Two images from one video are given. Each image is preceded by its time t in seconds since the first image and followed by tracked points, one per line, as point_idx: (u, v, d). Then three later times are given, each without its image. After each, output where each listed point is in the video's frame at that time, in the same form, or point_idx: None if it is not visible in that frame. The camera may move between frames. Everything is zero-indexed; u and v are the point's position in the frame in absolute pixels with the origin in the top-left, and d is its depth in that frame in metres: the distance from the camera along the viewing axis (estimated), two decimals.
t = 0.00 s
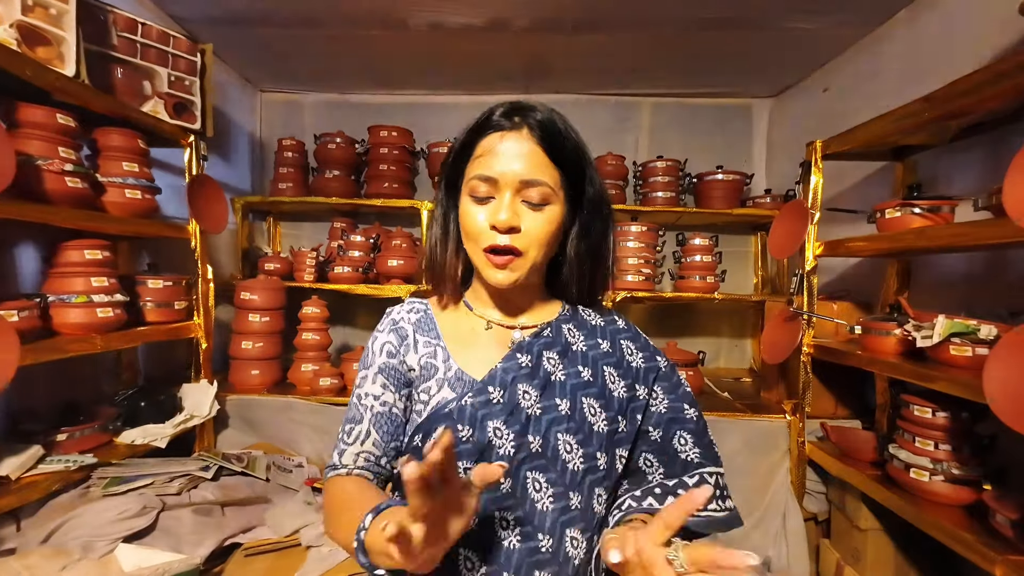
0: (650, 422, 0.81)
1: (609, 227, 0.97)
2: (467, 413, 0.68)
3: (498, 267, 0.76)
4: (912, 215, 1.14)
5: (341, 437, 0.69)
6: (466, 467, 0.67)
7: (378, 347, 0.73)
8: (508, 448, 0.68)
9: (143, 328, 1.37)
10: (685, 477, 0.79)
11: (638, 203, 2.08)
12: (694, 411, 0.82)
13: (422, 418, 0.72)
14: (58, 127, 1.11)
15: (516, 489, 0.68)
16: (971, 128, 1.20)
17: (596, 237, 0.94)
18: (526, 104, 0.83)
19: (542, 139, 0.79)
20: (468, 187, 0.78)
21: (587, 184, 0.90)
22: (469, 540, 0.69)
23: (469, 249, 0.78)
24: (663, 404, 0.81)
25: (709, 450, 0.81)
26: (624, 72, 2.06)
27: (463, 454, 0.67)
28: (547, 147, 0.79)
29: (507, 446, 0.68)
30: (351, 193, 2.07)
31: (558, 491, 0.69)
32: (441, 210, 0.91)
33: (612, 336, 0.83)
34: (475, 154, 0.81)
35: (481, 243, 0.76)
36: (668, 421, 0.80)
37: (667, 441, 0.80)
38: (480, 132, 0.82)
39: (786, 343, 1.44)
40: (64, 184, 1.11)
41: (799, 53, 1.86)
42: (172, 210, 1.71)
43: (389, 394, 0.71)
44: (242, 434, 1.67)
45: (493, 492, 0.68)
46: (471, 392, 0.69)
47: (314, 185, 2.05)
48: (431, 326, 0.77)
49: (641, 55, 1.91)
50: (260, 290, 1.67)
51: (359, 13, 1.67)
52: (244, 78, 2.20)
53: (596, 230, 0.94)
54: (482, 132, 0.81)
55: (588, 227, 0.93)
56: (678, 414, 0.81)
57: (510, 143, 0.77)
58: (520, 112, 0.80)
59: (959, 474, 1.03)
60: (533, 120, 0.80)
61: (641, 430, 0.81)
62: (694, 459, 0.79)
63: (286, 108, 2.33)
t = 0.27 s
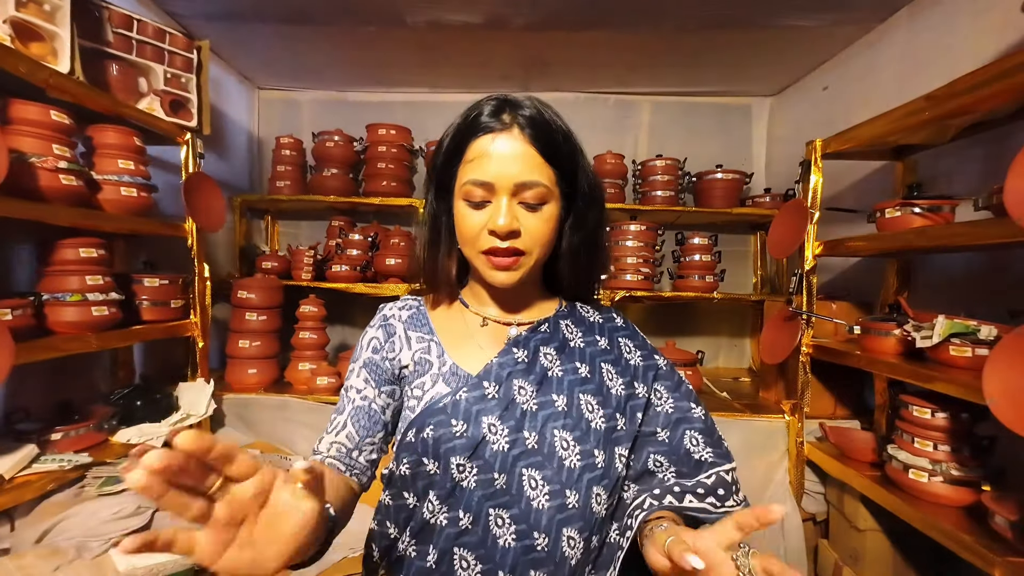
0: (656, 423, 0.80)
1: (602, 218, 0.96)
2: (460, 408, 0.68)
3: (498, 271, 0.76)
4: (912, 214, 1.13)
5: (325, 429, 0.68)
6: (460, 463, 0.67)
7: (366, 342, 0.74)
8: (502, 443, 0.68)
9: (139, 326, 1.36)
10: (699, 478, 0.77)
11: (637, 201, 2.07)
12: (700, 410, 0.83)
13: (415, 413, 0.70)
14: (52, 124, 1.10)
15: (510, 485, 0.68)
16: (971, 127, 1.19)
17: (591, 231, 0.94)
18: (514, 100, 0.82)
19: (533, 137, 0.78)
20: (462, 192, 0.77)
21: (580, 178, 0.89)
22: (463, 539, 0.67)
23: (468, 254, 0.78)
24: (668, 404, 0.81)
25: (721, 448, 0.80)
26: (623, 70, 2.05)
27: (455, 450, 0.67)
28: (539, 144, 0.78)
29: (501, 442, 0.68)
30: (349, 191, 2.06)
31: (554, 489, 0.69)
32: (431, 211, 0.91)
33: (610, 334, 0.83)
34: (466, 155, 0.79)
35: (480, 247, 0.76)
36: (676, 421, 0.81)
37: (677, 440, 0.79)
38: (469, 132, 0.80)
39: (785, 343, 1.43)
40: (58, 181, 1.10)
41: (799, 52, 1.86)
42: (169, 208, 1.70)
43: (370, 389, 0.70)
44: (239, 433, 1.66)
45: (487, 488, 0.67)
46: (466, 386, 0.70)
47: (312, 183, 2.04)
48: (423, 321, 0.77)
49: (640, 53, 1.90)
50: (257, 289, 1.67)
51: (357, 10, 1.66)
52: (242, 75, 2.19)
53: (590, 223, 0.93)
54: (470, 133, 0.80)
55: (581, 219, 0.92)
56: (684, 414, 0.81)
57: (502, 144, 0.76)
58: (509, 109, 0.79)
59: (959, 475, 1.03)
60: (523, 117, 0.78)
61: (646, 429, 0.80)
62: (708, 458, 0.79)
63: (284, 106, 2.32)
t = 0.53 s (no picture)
0: (651, 431, 0.79)
1: (605, 218, 0.94)
2: (453, 412, 0.67)
3: (494, 273, 0.76)
4: (914, 212, 1.13)
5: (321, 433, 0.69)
6: (452, 468, 0.67)
7: (362, 343, 0.73)
8: (496, 450, 0.68)
9: (136, 324, 1.35)
10: (693, 493, 0.78)
11: (637, 199, 2.07)
12: (698, 420, 0.81)
13: (409, 417, 0.70)
14: (47, 120, 1.09)
15: (503, 492, 0.68)
16: (974, 125, 1.19)
17: (592, 230, 0.92)
18: (515, 94, 0.79)
19: (533, 135, 0.75)
20: (458, 190, 0.76)
21: (583, 176, 0.87)
22: (455, 546, 0.67)
23: (463, 254, 0.77)
24: (664, 412, 0.79)
25: (716, 463, 0.80)
26: (623, 67, 2.04)
27: (447, 456, 0.67)
28: (540, 142, 0.76)
29: (495, 448, 0.68)
30: (348, 188, 2.05)
31: (548, 498, 0.68)
32: (427, 206, 0.89)
33: (612, 335, 0.81)
34: (463, 151, 0.78)
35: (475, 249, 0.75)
36: (670, 431, 0.79)
37: (672, 452, 0.78)
38: (467, 128, 0.78)
39: (785, 343, 1.43)
40: (53, 177, 1.10)
41: (800, 49, 1.85)
42: (166, 204, 1.69)
43: (368, 391, 0.70)
44: (237, 431, 1.65)
45: (479, 496, 0.67)
46: (459, 390, 0.68)
47: (311, 181, 2.03)
48: (419, 322, 0.75)
49: (640, 50, 1.89)
50: (255, 286, 1.66)
51: (356, 6, 1.65)
52: (240, 72, 2.17)
53: (591, 223, 0.92)
54: (468, 128, 0.77)
55: (582, 220, 0.91)
56: (681, 423, 0.79)
57: (500, 141, 0.74)
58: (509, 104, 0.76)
59: (959, 475, 1.02)
60: (523, 113, 0.76)
61: (642, 437, 0.79)
62: (701, 474, 0.79)
63: (283, 102, 2.31)
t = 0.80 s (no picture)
0: (648, 439, 0.77)
1: (607, 226, 0.92)
2: (444, 433, 0.66)
3: (483, 286, 0.75)
4: (917, 212, 1.12)
5: (312, 452, 0.68)
6: (445, 490, 0.67)
7: (355, 356, 0.72)
8: (489, 471, 0.67)
9: (136, 322, 1.34)
10: (693, 508, 0.75)
11: (638, 198, 2.06)
12: (698, 428, 0.78)
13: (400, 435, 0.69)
14: (46, 117, 1.08)
15: (498, 513, 0.68)
16: (978, 124, 1.18)
17: (592, 237, 0.90)
18: (513, 91, 0.78)
19: (529, 135, 0.74)
20: (448, 194, 0.75)
21: (583, 182, 0.85)
22: (450, 566, 0.68)
23: (452, 262, 0.77)
24: (662, 418, 0.78)
25: (720, 473, 0.77)
26: (625, 64, 2.03)
27: (439, 478, 0.66)
28: (536, 143, 0.75)
29: (488, 470, 0.67)
30: (348, 186, 2.04)
31: (544, 518, 0.68)
32: (417, 209, 0.89)
33: (610, 340, 0.81)
34: (456, 149, 0.77)
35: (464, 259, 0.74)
36: (668, 438, 0.77)
37: (669, 463, 0.76)
38: (462, 126, 0.77)
39: (787, 343, 1.42)
40: (53, 175, 1.09)
41: (803, 47, 1.84)
42: (165, 202, 1.68)
43: (366, 405, 0.70)
44: (237, 430, 1.65)
45: (474, 518, 0.67)
46: (450, 409, 0.68)
47: (310, 178, 2.02)
48: (410, 333, 0.76)
49: (642, 48, 1.89)
50: (255, 284, 1.65)
51: (357, 2, 1.63)
52: (240, 69, 2.16)
53: (591, 230, 0.90)
54: (463, 127, 0.77)
55: (582, 227, 0.89)
56: (678, 431, 0.78)
57: (495, 141, 0.73)
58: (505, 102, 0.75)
59: (961, 475, 1.02)
60: (519, 112, 0.75)
61: (639, 445, 0.77)
62: (703, 487, 0.76)
63: (283, 100, 2.30)
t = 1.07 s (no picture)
0: (637, 445, 0.75)
1: (605, 230, 0.91)
2: (435, 446, 0.66)
3: (471, 268, 0.72)
4: (921, 210, 1.12)
5: (313, 467, 0.69)
6: (438, 504, 0.66)
7: (349, 367, 0.74)
8: (481, 485, 0.66)
9: (138, 319, 1.34)
10: (680, 523, 0.72)
11: (640, 196, 2.06)
12: (690, 436, 0.76)
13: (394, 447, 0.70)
14: (48, 113, 1.08)
15: (493, 528, 0.67)
16: (983, 122, 1.18)
17: (588, 239, 0.88)
18: (514, 86, 0.81)
19: (528, 122, 0.77)
20: (443, 175, 0.75)
21: (580, 183, 0.86)
22: None
23: (442, 249, 0.74)
24: (654, 425, 0.76)
25: (714, 489, 0.74)
26: (627, 62, 2.02)
27: (432, 492, 0.66)
28: (534, 130, 0.77)
29: (481, 484, 0.67)
30: (349, 184, 2.04)
31: (540, 532, 0.67)
32: (411, 206, 0.87)
33: (607, 345, 0.81)
34: (455, 136, 0.78)
35: (454, 242, 0.72)
36: (659, 445, 0.75)
37: (658, 471, 0.73)
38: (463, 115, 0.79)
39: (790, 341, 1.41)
40: (55, 171, 1.09)
41: (806, 45, 1.83)
42: (167, 198, 1.68)
43: (364, 417, 0.72)
44: (239, 427, 1.65)
45: (467, 533, 0.67)
46: (441, 421, 0.67)
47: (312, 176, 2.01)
48: (402, 342, 0.77)
49: (644, 45, 1.88)
50: (257, 282, 1.65)
51: None
52: (242, 66, 2.16)
53: (586, 230, 0.88)
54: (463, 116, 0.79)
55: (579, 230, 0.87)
56: (671, 438, 0.76)
57: (494, 126, 0.75)
58: (506, 93, 0.78)
59: (965, 474, 1.02)
60: (519, 101, 0.77)
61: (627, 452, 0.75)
62: (692, 500, 0.72)
63: (284, 97, 2.29)
